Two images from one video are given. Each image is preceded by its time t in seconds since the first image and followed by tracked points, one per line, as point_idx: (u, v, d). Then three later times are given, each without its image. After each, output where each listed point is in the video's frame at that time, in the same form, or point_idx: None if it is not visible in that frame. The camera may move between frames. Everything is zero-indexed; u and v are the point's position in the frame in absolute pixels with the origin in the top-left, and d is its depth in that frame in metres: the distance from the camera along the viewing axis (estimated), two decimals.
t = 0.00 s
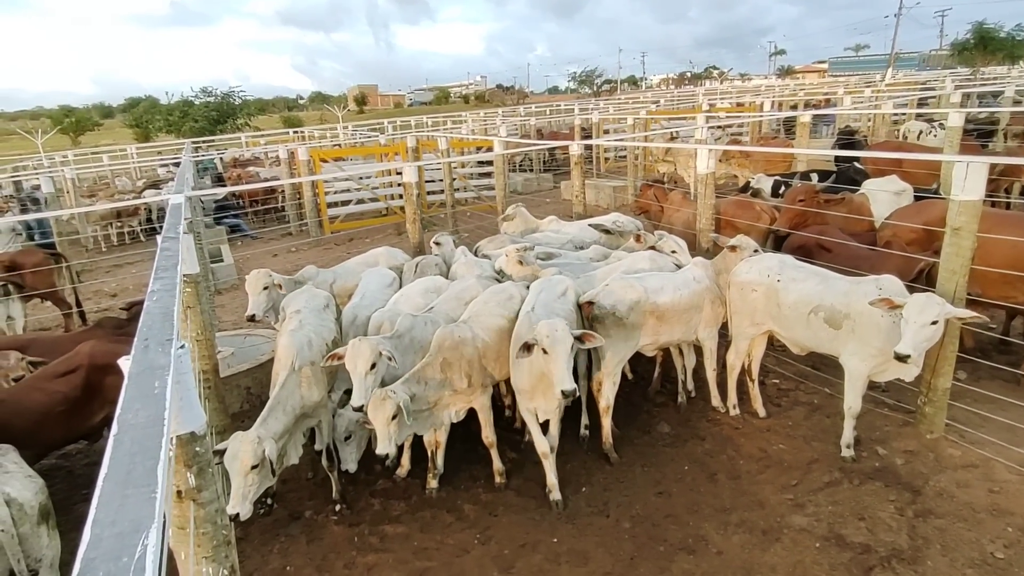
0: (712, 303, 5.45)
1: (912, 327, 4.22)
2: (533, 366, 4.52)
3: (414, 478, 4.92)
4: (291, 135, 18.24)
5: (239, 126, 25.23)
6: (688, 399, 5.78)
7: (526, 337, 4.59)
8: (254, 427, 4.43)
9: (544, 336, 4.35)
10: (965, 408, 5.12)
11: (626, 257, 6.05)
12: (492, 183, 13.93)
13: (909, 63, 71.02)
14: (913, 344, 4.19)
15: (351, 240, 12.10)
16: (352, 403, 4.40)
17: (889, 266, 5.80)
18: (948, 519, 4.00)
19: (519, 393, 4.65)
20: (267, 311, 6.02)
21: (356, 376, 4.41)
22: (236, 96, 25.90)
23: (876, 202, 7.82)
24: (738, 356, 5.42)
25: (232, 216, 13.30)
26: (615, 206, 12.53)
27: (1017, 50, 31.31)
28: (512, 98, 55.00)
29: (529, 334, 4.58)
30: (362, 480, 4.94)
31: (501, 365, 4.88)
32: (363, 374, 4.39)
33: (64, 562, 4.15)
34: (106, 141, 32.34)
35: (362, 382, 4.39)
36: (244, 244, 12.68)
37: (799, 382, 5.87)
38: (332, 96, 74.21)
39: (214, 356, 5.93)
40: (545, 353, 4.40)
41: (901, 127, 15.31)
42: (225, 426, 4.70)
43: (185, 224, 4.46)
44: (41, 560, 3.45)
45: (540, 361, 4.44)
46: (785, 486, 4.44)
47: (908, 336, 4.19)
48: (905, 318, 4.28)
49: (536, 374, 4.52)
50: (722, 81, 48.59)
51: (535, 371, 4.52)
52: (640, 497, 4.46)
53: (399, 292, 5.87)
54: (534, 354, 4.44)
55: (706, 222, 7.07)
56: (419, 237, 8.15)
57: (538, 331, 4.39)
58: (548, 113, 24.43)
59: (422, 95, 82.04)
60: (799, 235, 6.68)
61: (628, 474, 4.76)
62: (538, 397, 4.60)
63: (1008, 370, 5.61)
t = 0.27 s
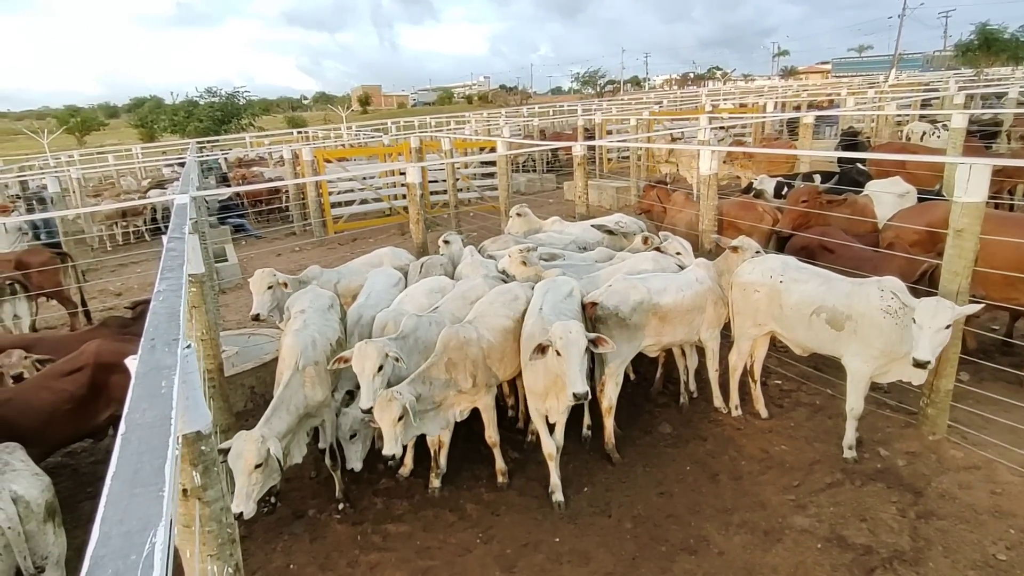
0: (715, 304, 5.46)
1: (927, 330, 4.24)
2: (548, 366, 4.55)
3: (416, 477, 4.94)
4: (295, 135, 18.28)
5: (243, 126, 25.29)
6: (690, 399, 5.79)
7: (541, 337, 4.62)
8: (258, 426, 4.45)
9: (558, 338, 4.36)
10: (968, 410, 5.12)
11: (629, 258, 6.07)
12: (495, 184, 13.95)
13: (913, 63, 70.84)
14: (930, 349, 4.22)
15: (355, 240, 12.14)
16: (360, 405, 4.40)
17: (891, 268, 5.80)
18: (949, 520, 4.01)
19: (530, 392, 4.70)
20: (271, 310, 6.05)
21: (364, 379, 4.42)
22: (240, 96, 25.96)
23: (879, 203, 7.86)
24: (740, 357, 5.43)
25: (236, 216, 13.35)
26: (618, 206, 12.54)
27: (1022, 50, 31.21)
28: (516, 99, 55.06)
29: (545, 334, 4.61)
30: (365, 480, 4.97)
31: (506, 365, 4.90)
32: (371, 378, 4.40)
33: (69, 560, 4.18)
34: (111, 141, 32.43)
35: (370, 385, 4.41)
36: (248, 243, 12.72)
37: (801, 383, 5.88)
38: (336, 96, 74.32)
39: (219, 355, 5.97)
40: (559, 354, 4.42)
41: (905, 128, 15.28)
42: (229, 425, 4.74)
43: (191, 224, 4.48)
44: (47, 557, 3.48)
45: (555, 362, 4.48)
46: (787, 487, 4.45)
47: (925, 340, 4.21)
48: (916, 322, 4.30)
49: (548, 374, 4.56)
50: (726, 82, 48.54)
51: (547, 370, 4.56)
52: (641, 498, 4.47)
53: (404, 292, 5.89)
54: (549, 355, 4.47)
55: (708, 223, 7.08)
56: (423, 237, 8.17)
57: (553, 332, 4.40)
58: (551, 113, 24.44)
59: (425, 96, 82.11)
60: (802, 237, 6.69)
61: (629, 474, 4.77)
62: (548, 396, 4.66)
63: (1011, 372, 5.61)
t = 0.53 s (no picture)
0: (715, 306, 5.45)
1: (939, 336, 4.25)
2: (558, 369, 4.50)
3: (415, 477, 4.94)
4: (296, 134, 18.27)
5: (244, 125, 25.30)
6: (689, 401, 5.79)
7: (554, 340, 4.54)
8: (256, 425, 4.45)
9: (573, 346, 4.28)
10: (967, 414, 5.12)
11: (630, 259, 6.06)
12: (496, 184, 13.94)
13: (915, 66, 70.83)
14: (943, 356, 4.24)
15: (355, 239, 12.13)
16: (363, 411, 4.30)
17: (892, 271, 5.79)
18: (948, 524, 4.00)
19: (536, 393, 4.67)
20: (272, 309, 6.05)
21: (365, 385, 4.31)
22: (242, 94, 25.95)
23: (880, 207, 7.86)
24: (740, 358, 5.42)
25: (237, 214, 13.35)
26: (619, 207, 12.54)
27: None
28: (517, 99, 55.03)
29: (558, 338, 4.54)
30: (363, 479, 4.96)
31: (506, 366, 4.90)
32: (373, 384, 4.31)
33: (66, 557, 4.17)
34: (112, 138, 32.42)
35: (370, 391, 4.30)
36: (248, 241, 12.72)
37: (801, 385, 5.87)
38: (337, 95, 74.34)
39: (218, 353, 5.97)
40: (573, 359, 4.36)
41: (907, 131, 15.28)
42: (227, 423, 4.74)
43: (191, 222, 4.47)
44: (43, 554, 3.46)
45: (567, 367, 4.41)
46: (785, 490, 4.44)
47: (938, 349, 4.21)
48: (926, 328, 4.32)
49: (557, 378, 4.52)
50: (728, 83, 48.53)
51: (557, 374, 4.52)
52: (640, 500, 4.47)
53: (407, 291, 5.89)
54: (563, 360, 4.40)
55: (709, 225, 7.07)
56: (423, 237, 8.17)
57: (567, 336, 4.31)
58: (553, 114, 24.43)
59: (427, 95, 82.10)
60: (803, 239, 6.68)
61: (628, 476, 4.77)
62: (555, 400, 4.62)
63: (1011, 377, 5.61)
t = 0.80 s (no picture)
0: (714, 307, 5.45)
1: (946, 340, 4.36)
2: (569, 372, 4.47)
3: (413, 479, 4.93)
4: (295, 134, 18.25)
5: (243, 125, 25.28)
6: (688, 402, 5.78)
7: (562, 344, 4.49)
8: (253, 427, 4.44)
9: (596, 351, 4.25)
10: (966, 414, 5.11)
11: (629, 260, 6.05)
12: (495, 184, 13.93)
13: (914, 66, 70.87)
14: (949, 360, 4.37)
15: (354, 240, 12.12)
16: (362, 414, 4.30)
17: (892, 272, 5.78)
18: (947, 525, 4.00)
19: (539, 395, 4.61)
20: (270, 309, 6.04)
21: (364, 388, 4.33)
22: (240, 95, 25.92)
23: (879, 207, 7.86)
24: (739, 359, 5.42)
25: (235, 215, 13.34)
26: (618, 208, 12.54)
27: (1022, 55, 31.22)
28: (516, 99, 55.05)
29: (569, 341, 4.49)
30: (361, 481, 4.95)
31: (504, 367, 4.89)
32: (371, 387, 4.31)
33: (63, 560, 4.16)
34: (111, 139, 32.38)
35: (369, 394, 4.30)
36: (247, 242, 12.71)
37: (800, 386, 5.87)
38: (337, 96, 74.36)
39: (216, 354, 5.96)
40: (591, 363, 4.36)
41: (905, 131, 15.30)
42: (224, 425, 4.73)
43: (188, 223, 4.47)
44: (39, 557, 3.45)
45: (587, 372, 4.40)
46: (784, 491, 4.44)
47: (947, 353, 4.32)
48: (931, 331, 4.44)
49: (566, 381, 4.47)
50: (727, 83, 48.55)
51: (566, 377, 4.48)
52: (639, 501, 4.46)
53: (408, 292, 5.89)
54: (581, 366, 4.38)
55: (707, 226, 7.07)
56: (421, 238, 8.15)
57: (588, 341, 4.29)
58: (552, 114, 24.42)
59: (426, 95, 82.10)
60: (802, 240, 6.68)
61: (626, 477, 4.76)
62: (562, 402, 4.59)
63: (1010, 378, 5.60)
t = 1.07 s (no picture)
0: (715, 308, 5.47)
1: (955, 344, 4.35)
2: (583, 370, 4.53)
3: (414, 479, 4.95)
4: (297, 134, 18.29)
5: (245, 125, 25.32)
6: (689, 403, 5.80)
7: (573, 343, 4.55)
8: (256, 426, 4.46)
9: (621, 347, 4.40)
10: (967, 415, 5.13)
11: (630, 261, 6.08)
12: (496, 185, 13.95)
13: (916, 66, 70.76)
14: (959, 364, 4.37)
15: (356, 240, 12.15)
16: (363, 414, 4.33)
17: (893, 273, 5.79)
18: (947, 526, 4.01)
19: (550, 397, 4.62)
20: (273, 309, 6.07)
21: (365, 388, 4.34)
22: (242, 95, 25.96)
23: (880, 208, 7.88)
24: (740, 360, 5.44)
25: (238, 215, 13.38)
26: (619, 208, 12.57)
27: None
28: (518, 99, 55.10)
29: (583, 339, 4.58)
30: (363, 480, 4.98)
31: (505, 369, 4.90)
32: (373, 387, 4.32)
33: (69, 559, 4.19)
34: (114, 139, 32.45)
35: (370, 394, 4.31)
36: (249, 242, 12.74)
37: (801, 387, 5.88)
38: (339, 96, 74.51)
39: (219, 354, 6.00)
40: (613, 358, 4.51)
41: (907, 132, 15.31)
42: (227, 425, 4.75)
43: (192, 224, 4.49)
44: (45, 556, 3.48)
45: (611, 366, 4.55)
46: (784, 491, 4.45)
47: (956, 357, 4.32)
48: (940, 335, 4.42)
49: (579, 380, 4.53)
50: (729, 83, 48.54)
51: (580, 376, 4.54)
52: (640, 501, 4.48)
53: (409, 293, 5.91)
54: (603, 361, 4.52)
55: (708, 227, 7.08)
56: (423, 238, 8.18)
57: (613, 338, 4.42)
58: (554, 114, 24.44)
59: (427, 95, 82.19)
60: (803, 241, 6.68)
61: (627, 477, 4.78)
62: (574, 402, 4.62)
63: (1010, 379, 5.61)
